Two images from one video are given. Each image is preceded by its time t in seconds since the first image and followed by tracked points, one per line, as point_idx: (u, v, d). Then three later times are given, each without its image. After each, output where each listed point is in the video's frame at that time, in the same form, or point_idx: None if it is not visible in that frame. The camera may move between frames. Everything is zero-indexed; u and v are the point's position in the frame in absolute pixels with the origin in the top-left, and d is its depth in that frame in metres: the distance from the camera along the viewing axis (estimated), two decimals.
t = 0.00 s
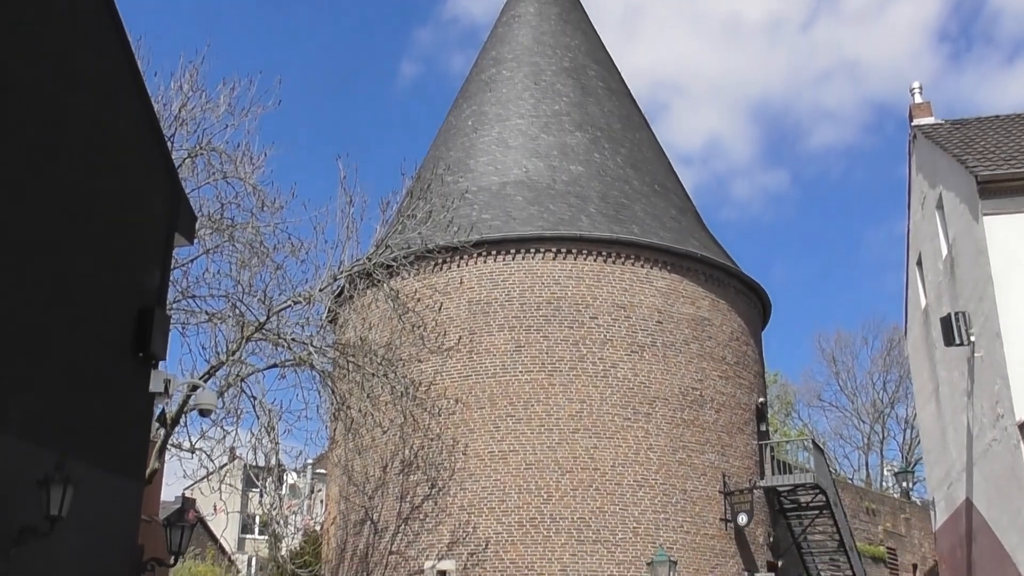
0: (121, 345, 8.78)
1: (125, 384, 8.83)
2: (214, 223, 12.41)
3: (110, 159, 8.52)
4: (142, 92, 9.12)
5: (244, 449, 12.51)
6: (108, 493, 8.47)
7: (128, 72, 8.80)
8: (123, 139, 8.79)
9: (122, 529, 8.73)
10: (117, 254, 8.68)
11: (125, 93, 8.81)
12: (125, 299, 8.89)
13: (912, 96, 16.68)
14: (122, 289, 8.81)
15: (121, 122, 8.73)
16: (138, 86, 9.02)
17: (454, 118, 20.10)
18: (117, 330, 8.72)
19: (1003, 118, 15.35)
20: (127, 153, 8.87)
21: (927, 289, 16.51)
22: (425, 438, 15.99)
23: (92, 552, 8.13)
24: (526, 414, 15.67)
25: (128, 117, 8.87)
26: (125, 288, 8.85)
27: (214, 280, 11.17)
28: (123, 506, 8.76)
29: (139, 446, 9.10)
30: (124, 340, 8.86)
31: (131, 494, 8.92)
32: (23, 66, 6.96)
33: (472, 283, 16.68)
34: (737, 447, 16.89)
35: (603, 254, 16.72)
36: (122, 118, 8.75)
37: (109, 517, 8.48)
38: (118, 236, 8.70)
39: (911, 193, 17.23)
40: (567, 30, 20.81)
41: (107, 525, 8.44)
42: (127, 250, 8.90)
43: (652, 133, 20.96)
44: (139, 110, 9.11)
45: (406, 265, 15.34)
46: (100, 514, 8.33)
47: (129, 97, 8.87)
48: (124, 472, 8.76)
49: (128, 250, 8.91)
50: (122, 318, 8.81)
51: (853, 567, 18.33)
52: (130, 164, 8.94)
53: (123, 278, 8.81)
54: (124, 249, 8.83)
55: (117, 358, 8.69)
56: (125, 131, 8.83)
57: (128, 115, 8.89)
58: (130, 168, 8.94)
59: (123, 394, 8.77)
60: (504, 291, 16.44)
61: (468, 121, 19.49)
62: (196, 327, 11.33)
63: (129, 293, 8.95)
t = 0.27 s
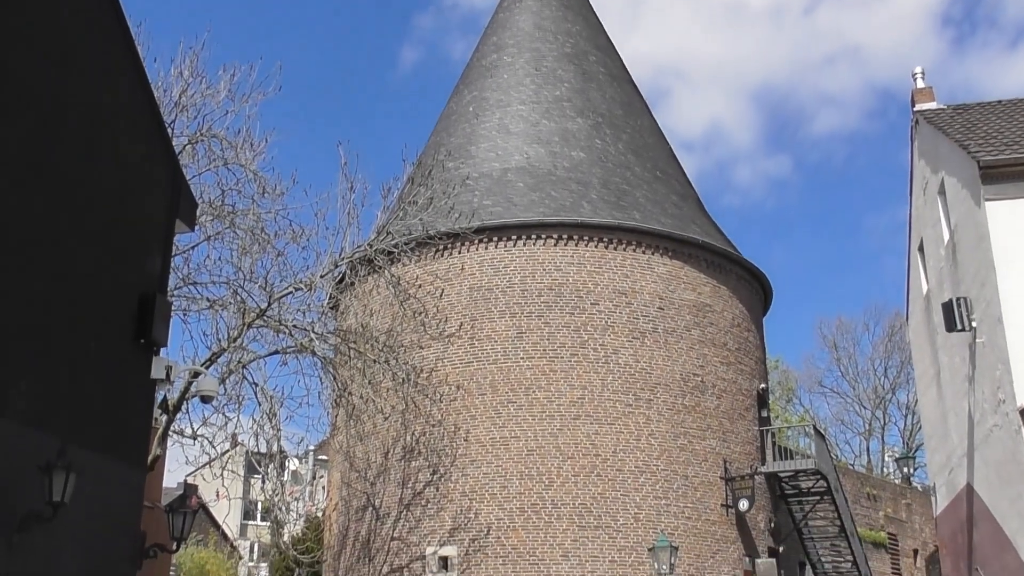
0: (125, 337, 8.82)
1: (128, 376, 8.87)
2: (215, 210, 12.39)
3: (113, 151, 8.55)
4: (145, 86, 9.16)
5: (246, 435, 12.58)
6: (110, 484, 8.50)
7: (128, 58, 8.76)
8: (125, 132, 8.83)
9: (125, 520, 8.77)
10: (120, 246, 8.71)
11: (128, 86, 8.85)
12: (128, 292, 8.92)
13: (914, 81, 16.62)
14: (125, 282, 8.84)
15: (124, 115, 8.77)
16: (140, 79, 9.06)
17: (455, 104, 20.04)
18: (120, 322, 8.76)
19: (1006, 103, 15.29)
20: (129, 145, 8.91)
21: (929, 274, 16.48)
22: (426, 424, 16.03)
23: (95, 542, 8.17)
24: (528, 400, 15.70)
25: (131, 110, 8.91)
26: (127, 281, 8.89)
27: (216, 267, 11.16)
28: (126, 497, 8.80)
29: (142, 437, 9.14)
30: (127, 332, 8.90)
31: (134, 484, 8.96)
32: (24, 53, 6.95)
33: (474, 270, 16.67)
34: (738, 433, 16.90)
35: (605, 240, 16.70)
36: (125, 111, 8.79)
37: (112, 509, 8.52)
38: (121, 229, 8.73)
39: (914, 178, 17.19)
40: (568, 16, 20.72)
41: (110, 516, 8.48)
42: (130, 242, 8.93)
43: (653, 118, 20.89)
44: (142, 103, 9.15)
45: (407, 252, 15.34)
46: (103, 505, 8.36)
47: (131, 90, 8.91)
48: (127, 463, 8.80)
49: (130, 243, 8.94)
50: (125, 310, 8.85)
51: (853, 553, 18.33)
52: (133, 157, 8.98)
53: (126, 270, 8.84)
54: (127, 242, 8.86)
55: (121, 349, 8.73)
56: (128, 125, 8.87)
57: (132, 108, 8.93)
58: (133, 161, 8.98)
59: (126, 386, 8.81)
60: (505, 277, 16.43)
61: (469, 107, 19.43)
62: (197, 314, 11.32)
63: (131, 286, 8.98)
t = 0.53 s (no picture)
0: (127, 334, 8.84)
1: (131, 374, 8.89)
2: (215, 198, 12.37)
3: (114, 148, 8.57)
4: (147, 85, 9.19)
5: (248, 423, 12.64)
6: (112, 480, 8.52)
7: (128, 44, 8.73)
8: (127, 130, 8.85)
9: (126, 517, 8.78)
10: (122, 243, 8.73)
11: (130, 84, 8.87)
12: (129, 289, 8.93)
13: (917, 69, 16.56)
14: (126, 278, 8.85)
15: (125, 114, 8.79)
16: (142, 78, 9.08)
17: (456, 92, 19.98)
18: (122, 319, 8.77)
19: (1009, 91, 15.24)
20: (131, 144, 8.92)
21: (931, 262, 16.46)
22: (427, 412, 16.05)
23: (97, 538, 8.19)
24: (529, 388, 15.71)
25: (132, 109, 8.93)
26: (129, 278, 8.90)
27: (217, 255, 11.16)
28: (129, 494, 8.81)
29: (144, 434, 9.15)
30: (130, 329, 8.92)
31: (137, 480, 8.96)
32: (24, 40, 6.93)
33: (475, 258, 16.65)
34: (739, 421, 16.91)
35: (606, 229, 16.68)
36: (127, 110, 8.82)
37: (113, 505, 8.53)
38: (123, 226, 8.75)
39: (915, 166, 17.14)
40: (569, 3, 20.63)
41: (112, 512, 8.50)
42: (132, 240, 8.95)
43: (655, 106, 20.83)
44: (144, 102, 9.17)
45: (408, 240, 15.33)
46: (105, 501, 8.38)
47: (133, 89, 8.93)
48: (129, 460, 8.82)
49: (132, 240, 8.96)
50: (126, 307, 8.87)
51: (853, 541, 18.34)
52: (135, 155, 8.99)
53: (127, 268, 8.86)
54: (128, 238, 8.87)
55: (123, 346, 8.74)
56: (130, 123, 8.89)
57: (133, 106, 8.95)
58: (134, 155, 8.99)
59: (128, 383, 8.82)
60: (506, 266, 16.42)
61: (470, 95, 19.36)
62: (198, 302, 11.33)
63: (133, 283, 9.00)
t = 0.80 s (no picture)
0: (130, 332, 8.86)
1: (133, 371, 8.90)
2: (217, 183, 12.35)
3: (116, 147, 8.56)
4: (147, 82, 9.19)
5: (250, 409, 12.71)
6: (114, 478, 8.53)
7: (127, 28, 8.68)
8: (127, 114, 8.82)
9: (129, 513, 8.83)
10: (124, 242, 8.74)
11: (131, 75, 8.86)
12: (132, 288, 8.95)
13: (920, 53, 16.49)
14: (128, 277, 8.87)
15: (127, 113, 8.80)
16: (143, 76, 9.08)
17: (457, 77, 19.92)
18: (125, 316, 8.78)
19: (1013, 75, 15.18)
20: (132, 142, 8.92)
21: (933, 248, 16.42)
22: (429, 397, 16.08)
23: (99, 535, 8.22)
24: (531, 373, 15.73)
25: (133, 108, 8.93)
26: (131, 277, 8.91)
27: (218, 240, 11.15)
28: (132, 489, 8.86)
29: (146, 424, 9.18)
30: (132, 327, 8.93)
31: (140, 477, 8.99)
32: (23, 23, 6.91)
33: (476, 243, 16.64)
34: (740, 406, 16.93)
35: (608, 214, 16.65)
36: (128, 109, 8.82)
37: (116, 501, 8.56)
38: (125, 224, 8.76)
39: (918, 151, 17.09)
40: None
41: (115, 508, 8.53)
42: (133, 238, 8.97)
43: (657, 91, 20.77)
44: (145, 99, 9.16)
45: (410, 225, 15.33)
46: (109, 497, 8.42)
47: (135, 87, 8.93)
48: (132, 456, 8.86)
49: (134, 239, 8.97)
50: (129, 305, 8.88)
51: (855, 526, 18.36)
52: (136, 147, 8.99)
53: (129, 265, 8.88)
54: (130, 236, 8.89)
55: (126, 345, 8.76)
56: (132, 122, 8.89)
57: (135, 105, 8.96)
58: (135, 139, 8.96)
59: (131, 374, 8.85)
60: (508, 251, 16.41)
61: (472, 80, 19.30)
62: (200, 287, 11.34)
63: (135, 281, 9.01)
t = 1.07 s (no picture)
0: (131, 332, 8.86)
1: (134, 370, 8.91)
2: (216, 169, 12.32)
3: (115, 147, 8.57)
4: (145, 67, 9.15)
5: (250, 394, 12.73)
6: (114, 476, 8.53)
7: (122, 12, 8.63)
8: (125, 99, 8.78)
9: (130, 510, 8.82)
10: (124, 241, 8.76)
11: (128, 60, 8.82)
12: (133, 288, 8.97)
13: (922, 38, 16.43)
14: (129, 277, 8.88)
15: (127, 113, 8.82)
16: (142, 76, 9.09)
17: (457, 61, 19.84)
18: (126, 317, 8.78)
19: (1014, 60, 15.12)
20: (132, 142, 8.93)
21: (933, 233, 16.40)
22: (429, 382, 16.09)
23: (99, 534, 8.21)
24: (530, 359, 15.74)
25: (133, 108, 8.94)
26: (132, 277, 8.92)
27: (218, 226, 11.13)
28: (133, 487, 8.86)
29: (147, 410, 9.17)
30: (134, 327, 8.94)
31: (141, 476, 8.99)
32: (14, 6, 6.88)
33: (476, 229, 16.61)
34: (740, 391, 16.95)
35: (608, 199, 16.62)
36: (128, 110, 8.83)
37: (116, 500, 8.56)
38: (126, 224, 8.77)
39: (919, 136, 17.04)
40: None
41: (116, 506, 8.53)
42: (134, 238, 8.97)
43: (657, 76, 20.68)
44: (145, 99, 9.17)
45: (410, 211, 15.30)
46: (109, 496, 8.42)
47: (133, 78, 8.90)
48: (133, 454, 8.85)
49: (134, 239, 8.98)
50: (130, 305, 8.89)
51: (853, 511, 18.38)
52: (135, 133, 8.97)
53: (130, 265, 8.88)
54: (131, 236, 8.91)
55: (127, 346, 8.76)
56: (132, 122, 8.90)
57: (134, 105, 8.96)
58: (133, 125, 8.93)
59: (131, 359, 8.83)
60: (508, 237, 16.38)
61: (471, 64, 19.22)
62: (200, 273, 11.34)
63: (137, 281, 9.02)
